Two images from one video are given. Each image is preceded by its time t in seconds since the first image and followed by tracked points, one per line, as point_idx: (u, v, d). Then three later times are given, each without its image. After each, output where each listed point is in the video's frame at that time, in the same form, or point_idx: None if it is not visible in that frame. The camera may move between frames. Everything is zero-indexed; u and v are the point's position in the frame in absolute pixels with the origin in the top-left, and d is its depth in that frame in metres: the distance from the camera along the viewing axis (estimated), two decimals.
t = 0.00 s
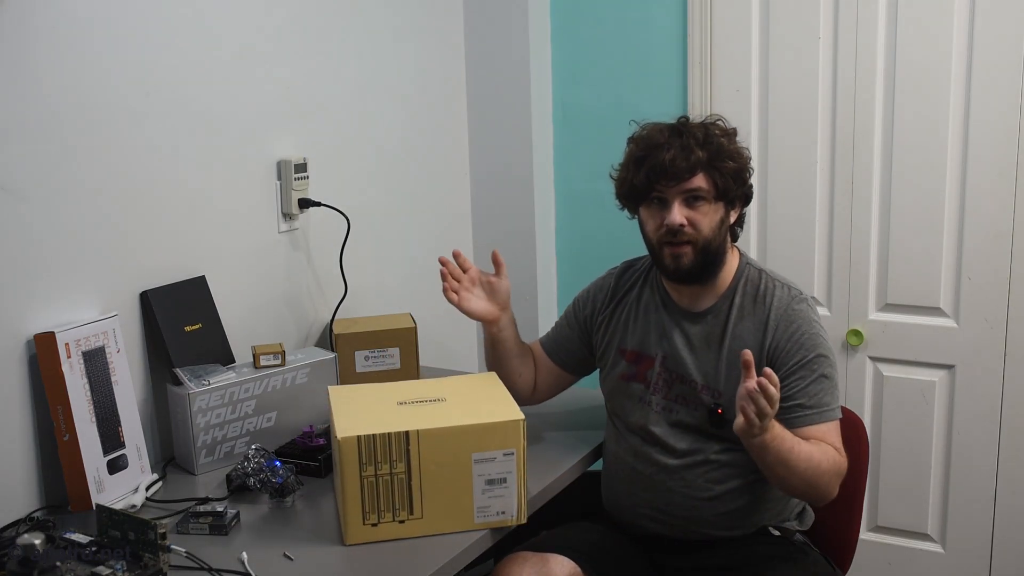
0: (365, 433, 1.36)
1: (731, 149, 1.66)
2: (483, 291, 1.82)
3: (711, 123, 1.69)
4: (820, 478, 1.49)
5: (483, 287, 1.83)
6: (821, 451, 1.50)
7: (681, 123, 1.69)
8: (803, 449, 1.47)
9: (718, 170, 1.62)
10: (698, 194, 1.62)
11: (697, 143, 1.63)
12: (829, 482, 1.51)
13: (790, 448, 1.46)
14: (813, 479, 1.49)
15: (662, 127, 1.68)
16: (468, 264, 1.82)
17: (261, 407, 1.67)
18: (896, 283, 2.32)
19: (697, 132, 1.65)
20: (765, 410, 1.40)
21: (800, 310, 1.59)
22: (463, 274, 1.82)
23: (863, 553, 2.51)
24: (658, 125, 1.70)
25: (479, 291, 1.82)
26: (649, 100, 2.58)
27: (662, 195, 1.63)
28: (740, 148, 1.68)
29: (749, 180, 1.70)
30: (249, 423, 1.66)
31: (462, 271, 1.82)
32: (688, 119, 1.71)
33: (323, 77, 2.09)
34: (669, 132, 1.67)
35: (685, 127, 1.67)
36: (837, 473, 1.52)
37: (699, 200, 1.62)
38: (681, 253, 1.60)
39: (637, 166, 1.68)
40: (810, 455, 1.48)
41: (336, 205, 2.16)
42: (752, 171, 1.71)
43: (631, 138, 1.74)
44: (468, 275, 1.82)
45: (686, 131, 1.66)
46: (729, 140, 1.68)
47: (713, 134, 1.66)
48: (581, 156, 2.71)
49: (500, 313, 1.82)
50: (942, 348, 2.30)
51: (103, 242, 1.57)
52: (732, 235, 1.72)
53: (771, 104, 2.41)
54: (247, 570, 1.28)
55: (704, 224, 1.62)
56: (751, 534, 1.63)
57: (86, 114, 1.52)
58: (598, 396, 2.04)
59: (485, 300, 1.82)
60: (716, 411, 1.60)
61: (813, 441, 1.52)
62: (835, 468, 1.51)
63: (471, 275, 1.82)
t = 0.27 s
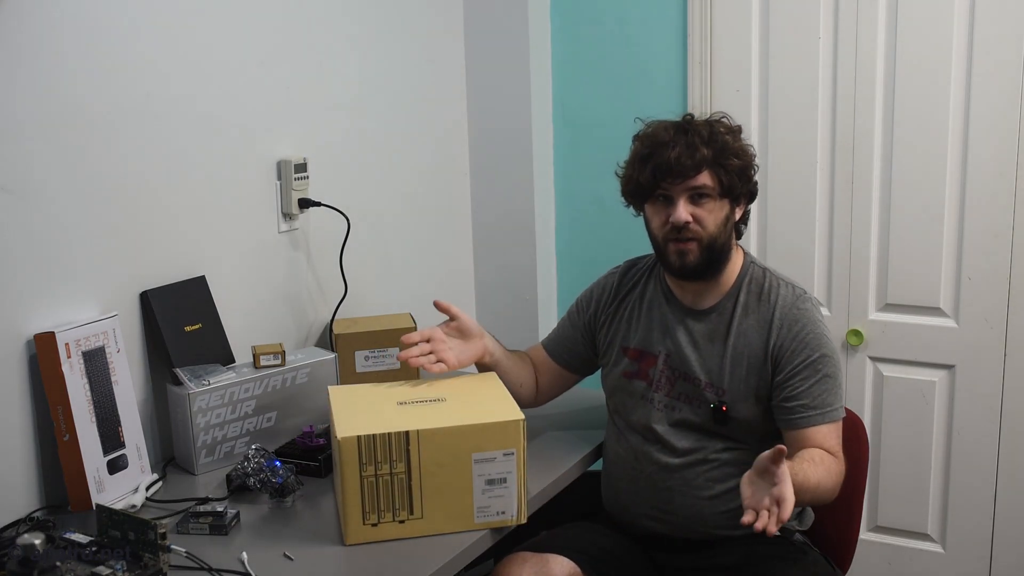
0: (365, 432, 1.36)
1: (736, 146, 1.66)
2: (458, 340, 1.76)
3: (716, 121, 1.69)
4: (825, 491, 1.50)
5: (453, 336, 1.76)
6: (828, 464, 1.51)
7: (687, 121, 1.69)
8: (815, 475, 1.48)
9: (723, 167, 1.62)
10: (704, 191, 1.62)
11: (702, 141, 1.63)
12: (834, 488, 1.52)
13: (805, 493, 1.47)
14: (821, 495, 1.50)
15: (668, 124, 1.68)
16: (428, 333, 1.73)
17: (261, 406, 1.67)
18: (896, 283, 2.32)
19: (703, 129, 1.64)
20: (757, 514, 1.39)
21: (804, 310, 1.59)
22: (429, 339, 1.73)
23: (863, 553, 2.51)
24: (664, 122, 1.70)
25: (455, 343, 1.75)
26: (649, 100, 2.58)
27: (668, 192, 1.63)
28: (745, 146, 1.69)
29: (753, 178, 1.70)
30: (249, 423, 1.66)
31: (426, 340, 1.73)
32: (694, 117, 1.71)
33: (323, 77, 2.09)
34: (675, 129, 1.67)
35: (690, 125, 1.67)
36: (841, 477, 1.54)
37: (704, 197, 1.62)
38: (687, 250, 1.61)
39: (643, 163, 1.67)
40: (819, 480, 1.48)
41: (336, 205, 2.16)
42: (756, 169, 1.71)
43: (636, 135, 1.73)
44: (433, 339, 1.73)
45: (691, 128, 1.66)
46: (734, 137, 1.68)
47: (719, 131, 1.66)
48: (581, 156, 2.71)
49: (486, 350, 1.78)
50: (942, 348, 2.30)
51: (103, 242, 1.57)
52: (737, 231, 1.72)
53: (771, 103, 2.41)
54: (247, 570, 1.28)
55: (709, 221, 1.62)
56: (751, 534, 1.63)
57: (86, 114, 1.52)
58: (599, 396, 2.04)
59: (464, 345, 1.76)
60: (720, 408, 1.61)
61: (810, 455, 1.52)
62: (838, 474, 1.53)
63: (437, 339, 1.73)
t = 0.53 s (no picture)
0: (365, 432, 1.36)
1: (739, 146, 1.66)
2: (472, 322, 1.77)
3: (719, 121, 1.70)
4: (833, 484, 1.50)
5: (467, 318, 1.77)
6: (834, 459, 1.51)
7: (691, 120, 1.69)
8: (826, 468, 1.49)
9: (725, 166, 1.63)
10: (706, 190, 1.62)
11: (706, 140, 1.64)
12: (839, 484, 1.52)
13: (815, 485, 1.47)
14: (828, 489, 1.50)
15: (672, 123, 1.69)
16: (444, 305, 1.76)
17: (261, 407, 1.67)
18: (896, 283, 2.32)
19: (706, 128, 1.65)
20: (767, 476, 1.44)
21: (807, 311, 1.59)
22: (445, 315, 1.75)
23: (863, 553, 2.51)
24: (668, 121, 1.71)
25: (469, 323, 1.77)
26: (649, 100, 2.58)
27: (670, 190, 1.63)
28: (748, 147, 1.69)
29: (755, 179, 1.70)
30: (249, 423, 1.66)
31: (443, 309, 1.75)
32: (697, 117, 1.72)
33: (323, 77, 2.09)
34: (678, 128, 1.67)
35: (693, 124, 1.68)
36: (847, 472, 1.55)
37: (706, 196, 1.62)
38: (687, 249, 1.61)
39: (645, 161, 1.68)
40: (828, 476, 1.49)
41: (336, 205, 2.16)
42: (759, 170, 1.72)
43: (640, 134, 1.74)
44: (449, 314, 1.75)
45: (695, 128, 1.66)
46: (737, 138, 1.68)
47: (722, 131, 1.66)
48: (581, 156, 2.71)
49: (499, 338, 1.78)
50: (943, 348, 2.30)
51: (103, 242, 1.57)
52: (738, 232, 1.72)
53: (771, 103, 2.41)
54: (247, 570, 1.28)
55: (711, 220, 1.62)
56: (751, 534, 1.63)
57: (87, 114, 1.53)
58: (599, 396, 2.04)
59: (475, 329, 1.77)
60: (721, 409, 1.61)
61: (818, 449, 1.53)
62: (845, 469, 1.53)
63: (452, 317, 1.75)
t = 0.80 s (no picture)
0: (365, 432, 1.36)
1: (740, 146, 1.66)
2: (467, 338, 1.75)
3: (721, 121, 1.70)
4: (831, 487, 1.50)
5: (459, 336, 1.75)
6: (831, 463, 1.51)
7: (692, 120, 1.69)
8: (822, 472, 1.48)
9: (726, 166, 1.63)
10: (706, 189, 1.61)
11: (706, 140, 1.64)
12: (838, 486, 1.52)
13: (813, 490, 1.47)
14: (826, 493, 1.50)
15: (672, 123, 1.69)
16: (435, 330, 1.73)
17: (260, 407, 1.67)
18: (896, 283, 2.32)
19: (707, 128, 1.65)
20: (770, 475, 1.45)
21: (808, 311, 1.59)
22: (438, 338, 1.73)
23: (863, 553, 2.51)
24: (669, 121, 1.71)
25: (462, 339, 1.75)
26: (649, 100, 2.58)
27: (670, 190, 1.63)
28: (749, 147, 1.69)
29: (756, 179, 1.70)
30: (249, 423, 1.66)
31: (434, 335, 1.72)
32: (699, 117, 1.72)
33: (323, 77, 2.09)
34: (679, 127, 1.67)
35: (694, 124, 1.68)
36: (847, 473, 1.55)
37: (707, 196, 1.62)
38: (688, 249, 1.61)
39: (646, 161, 1.68)
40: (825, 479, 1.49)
41: (336, 205, 2.16)
42: (760, 170, 1.72)
43: (641, 134, 1.74)
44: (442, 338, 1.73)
45: (696, 127, 1.66)
46: (738, 138, 1.68)
47: (723, 131, 1.66)
48: (581, 156, 2.71)
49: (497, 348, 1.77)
50: (943, 348, 2.30)
51: (103, 242, 1.57)
52: (739, 233, 1.72)
53: (772, 103, 2.41)
54: (247, 570, 1.28)
55: (711, 220, 1.62)
56: (751, 534, 1.63)
57: (87, 114, 1.53)
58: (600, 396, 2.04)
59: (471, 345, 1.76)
60: (723, 408, 1.61)
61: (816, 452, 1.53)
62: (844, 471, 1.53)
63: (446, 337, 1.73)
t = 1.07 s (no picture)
0: (365, 432, 1.36)
1: (736, 143, 1.67)
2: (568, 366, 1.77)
3: (718, 120, 1.70)
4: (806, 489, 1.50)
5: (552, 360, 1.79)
6: (802, 465, 1.51)
7: (689, 118, 1.70)
8: (784, 471, 1.49)
9: (722, 164, 1.63)
10: (701, 186, 1.63)
11: (702, 137, 1.65)
12: (817, 488, 1.50)
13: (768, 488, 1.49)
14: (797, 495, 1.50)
15: (670, 121, 1.70)
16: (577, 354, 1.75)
17: (260, 407, 1.67)
18: (896, 283, 2.32)
19: (703, 126, 1.66)
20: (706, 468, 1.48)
21: (807, 309, 1.59)
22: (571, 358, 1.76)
23: (863, 553, 2.51)
24: (666, 119, 1.72)
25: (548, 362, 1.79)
26: (650, 100, 2.58)
27: (666, 186, 1.65)
28: (745, 144, 1.69)
29: (754, 178, 1.71)
30: (249, 423, 1.66)
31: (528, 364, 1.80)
32: (696, 115, 1.73)
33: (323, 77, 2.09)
34: (676, 125, 1.69)
35: (691, 122, 1.69)
36: (833, 477, 1.52)
37: (702, 192, 1.63)
38: (682, 246, 1.62)
39: (643, 159, 1.70)
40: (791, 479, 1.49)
41: (336, 205, 2.16)
42: (757, 168, 1.72)
43: (639, 133, 1.75)
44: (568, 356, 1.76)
45: (692, 125, 1.67)
46: (735, 135, 1.69)
47: (718, 128, 1.67)
48: (581, 156, 2.71)
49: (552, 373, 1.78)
50: (942, 348, 2.30)
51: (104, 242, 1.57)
52: (737, 233, 1.73)
53: (771, 103, 2.41)
54: (247, 570, 1.28)
55: (706, 217, 1.63)
56: (750, 534, 1.63)
57: (87, 114, 1.53)
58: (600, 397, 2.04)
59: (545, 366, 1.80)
60: (723, 408, 1.61)
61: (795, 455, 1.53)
62: (824, 475, 1.51)
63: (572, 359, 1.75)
